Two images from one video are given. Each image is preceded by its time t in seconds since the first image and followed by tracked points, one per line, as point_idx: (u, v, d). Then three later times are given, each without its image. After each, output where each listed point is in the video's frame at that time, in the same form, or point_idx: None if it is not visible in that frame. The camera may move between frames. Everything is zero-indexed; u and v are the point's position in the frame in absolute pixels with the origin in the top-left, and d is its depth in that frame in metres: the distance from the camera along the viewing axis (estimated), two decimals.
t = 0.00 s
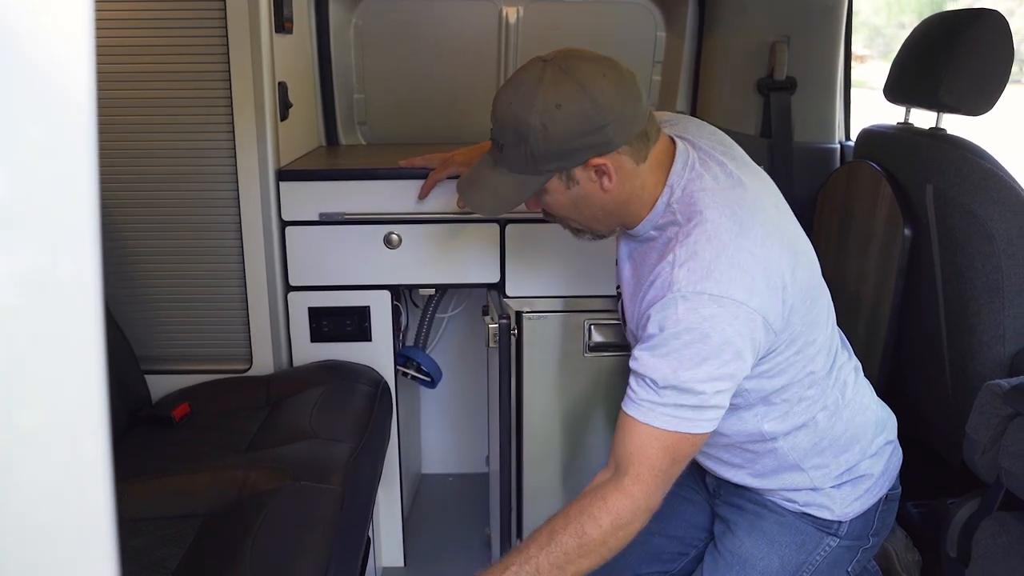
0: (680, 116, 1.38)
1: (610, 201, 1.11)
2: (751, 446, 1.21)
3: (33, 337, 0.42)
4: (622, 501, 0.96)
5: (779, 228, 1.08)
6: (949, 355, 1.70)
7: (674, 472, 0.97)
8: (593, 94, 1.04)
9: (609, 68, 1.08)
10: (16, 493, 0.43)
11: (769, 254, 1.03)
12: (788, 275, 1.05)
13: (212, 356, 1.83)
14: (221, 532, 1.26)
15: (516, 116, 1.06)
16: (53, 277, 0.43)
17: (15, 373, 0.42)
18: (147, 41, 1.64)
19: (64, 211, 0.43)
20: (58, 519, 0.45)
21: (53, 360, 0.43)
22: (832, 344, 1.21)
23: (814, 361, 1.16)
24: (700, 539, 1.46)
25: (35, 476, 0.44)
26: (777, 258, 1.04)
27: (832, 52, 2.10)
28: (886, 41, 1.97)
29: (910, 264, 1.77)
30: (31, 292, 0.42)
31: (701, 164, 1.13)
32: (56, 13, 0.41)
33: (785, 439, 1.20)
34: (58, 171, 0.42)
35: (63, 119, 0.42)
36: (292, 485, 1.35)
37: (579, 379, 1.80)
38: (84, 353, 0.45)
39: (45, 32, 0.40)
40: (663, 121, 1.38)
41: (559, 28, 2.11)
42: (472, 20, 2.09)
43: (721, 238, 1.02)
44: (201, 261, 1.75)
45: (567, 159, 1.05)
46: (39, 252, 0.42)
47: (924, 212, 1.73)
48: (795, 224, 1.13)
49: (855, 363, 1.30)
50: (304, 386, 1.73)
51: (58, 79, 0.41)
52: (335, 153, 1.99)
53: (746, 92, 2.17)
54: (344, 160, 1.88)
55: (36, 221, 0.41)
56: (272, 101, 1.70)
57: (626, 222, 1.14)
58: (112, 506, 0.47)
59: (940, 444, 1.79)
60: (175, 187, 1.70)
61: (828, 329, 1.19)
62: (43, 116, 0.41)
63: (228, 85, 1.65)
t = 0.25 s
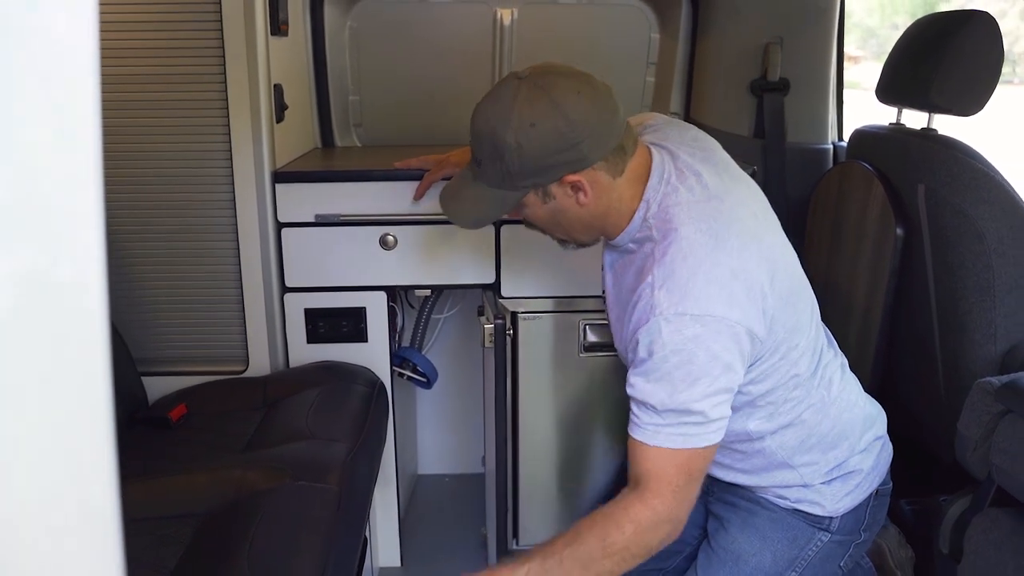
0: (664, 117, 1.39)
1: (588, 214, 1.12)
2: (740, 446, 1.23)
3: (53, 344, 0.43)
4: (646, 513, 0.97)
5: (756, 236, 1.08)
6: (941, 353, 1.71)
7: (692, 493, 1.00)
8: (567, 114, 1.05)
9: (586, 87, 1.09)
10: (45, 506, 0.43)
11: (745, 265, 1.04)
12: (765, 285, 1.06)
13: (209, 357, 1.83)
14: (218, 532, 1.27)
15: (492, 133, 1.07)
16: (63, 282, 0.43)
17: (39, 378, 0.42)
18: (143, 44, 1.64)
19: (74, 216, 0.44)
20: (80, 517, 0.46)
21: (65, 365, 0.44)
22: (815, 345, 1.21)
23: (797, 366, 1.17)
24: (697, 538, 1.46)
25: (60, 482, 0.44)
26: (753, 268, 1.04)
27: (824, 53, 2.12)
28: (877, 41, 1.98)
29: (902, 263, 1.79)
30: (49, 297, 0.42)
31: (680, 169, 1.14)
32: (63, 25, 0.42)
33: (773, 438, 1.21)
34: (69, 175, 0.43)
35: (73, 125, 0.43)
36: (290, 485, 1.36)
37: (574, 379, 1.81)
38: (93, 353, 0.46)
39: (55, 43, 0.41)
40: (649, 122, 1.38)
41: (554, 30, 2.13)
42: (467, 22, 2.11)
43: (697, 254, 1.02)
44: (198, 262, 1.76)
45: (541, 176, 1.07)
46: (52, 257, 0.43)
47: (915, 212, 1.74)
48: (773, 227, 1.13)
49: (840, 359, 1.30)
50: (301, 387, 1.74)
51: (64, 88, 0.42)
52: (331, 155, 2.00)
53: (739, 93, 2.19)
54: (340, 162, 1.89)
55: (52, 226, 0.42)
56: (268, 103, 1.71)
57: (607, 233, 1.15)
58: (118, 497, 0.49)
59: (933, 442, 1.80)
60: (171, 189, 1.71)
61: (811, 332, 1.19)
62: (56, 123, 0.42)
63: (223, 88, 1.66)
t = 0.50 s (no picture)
0: (649, 124, 1.40)
1: (563, 235, 1.13)
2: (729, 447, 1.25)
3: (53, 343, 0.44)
4: (567, 499, 1.03)
5: (720, 251, 1.07)
6: (934, 351, 1.72)
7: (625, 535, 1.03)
8: (539, 142, 1.06)
9: (557, 113, 1.09)
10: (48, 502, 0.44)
11: (705, 281, 1.03)
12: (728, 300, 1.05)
13: (206, 358, 1.84)
14: (215, 530, 1.28)
15: (465, 159, 1.08)
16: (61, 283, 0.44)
17: (39, 382, 0.43)
18: (137, 45, 1.65)
19: (70, 218, 0.44)
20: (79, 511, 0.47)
21: (64, 365, 0.45)
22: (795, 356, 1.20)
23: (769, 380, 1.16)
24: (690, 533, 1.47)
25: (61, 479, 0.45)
26: (715, 283, 1.04)
27: (817, 52, 2.13)
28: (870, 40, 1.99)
29: (895, 262, 1.80)
30: (47, 298, 0.43)
31: (652, 183, 1.14)
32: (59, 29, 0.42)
33: (760, 440, 1.22)
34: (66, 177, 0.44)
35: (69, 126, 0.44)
36: (287, 484, 1.36)
37: (569, 378, 1.82)
38: (90, 351, 0.47)
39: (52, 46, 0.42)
40: (634, 129, 1.39)
41: (548, 30, 2.13)
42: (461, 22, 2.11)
43: (651, 274, 1.02)
44: (193, 263, 1.77)
45: (515, 202, 1.07)
46: (51, 259, 0.43)
47: (908, 212, 1.76)
48: (746, 238, 1.12)
49: (829, 358, 1.31)
50: (297, 387, 1.74)
51: (59, 90, 0.43)
52: (326, 156, 2.01)
53: (733, 92, 2.19)
54: (335, 162, 1.90)
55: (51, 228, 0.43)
56: (263, 103, 1.71)
57: (581, 249, 1.17)
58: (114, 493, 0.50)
59: (926, 439, 1.81)
60: (167, 190, 1.72)
61: (789, 342, 1.18)
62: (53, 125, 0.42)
63: (218, 89, 1.67)
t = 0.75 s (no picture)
0: (640, 125, 1.41)
1: (538, 242, 1.19)
2: (710, 444, 1.27)
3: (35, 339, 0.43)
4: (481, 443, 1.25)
5: (663, 270, 1.10)
6: (933, 350, 1.72)
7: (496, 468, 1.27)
8: (513, 153, 1.10)
9: (530, 124, 1.13)
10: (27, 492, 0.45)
11: (633, 301, 1.08)
12: (658, 318, 1.10)
13: (206, 357, 1.84)
14: (214, 529, 1.28)
15: (443, 172, 1.12)
16: (50, 279, 0.43)
17: (21, 378, 0.43)
18: (137, 45, 1.65)
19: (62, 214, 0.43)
20: (69, 512, 0.47)
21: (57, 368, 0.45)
22: (767, 363, 1.21)
23: (725, 387, 1.19)
24: (688, 531, 1.48)
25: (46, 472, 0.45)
26: (644, 302, 1.09)
27: (815, 52, 2.13)
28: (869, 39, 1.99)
29: (894, 260, 1.80)
30: (28, 293, 0.43)
31: (620, 191, 1.16)
32: (50, 20, 0.41)
33: (746, 435, 1.24)
34: (57, 171, 0.43)
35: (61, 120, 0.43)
36: (287, 483, 1.37)
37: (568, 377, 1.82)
38: (87, 354, 0.45)
39: (39, 38, 0.41)
40: (623, 131, 1.40)
41: (547, 30, 2.13)
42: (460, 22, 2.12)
43: (580, 288, 1.08)
44: (194, 263, 1.77)
45: (491, 212, 1.12)
46: (36, 254, 0.43)
47: (907, 211, 1.76)
48: (705, 252, 1.14)
49: (818, 354, 1.31)
50: (297, 386, 1.75)
51: (51, 83, 0.42)
52: (326, 156, 2.01)
53: (731, 92, 2.20)
54: (335, 163, 1.91)
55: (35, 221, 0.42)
56: (263, 104, 1.72)
57: (557, 254, 1.23)
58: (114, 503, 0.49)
59: (925, 438, 1.81)
60: (167, 190, 1.72)
61: (753, 348, 1.20)
62: (39, 119, 0.42)
63: (218, 89, 1.67)
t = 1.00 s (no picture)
0: (633, 127, 1.41)
1: (525, 245, 1.20)
2: (706, 441, 1.27)
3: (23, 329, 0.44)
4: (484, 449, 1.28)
5: (649, 270, 1.11)
6: (941, 350, 1.71)
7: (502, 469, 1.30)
8: (498, 159, 1.11)
9: (515, 129, 1.14)
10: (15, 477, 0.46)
11: (619, 301, 1.09)
12: (644, 319, 1.10)
13: (214, 356, 1.85)
14: (219, 527, 1.28)
15: (429, 178, 1.14)
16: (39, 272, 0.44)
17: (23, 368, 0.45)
18: (146, 45, 1.66)
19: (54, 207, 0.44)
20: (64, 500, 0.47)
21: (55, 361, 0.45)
22: (756, 360, 1.21)
23: (714, 385, 1.20)
24: (691, 528, 1.48)
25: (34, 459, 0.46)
26: (630, 302, 1.09)
27: (824, 52, 2.13)
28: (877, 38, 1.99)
29: (901, 261, 1.79)
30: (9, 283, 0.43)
31: (607, 192, 1.17)
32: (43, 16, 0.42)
33: (739, 432, 1.24)
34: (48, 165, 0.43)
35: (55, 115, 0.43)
36: (293, 481, 1.37)
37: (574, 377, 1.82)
38: (84, 348, 0.46)
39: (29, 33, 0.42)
40: (616, 133, 1.41)
41: (555, 31, 2.14)
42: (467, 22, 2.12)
43: (567, 289, 1.09)
44: (202, 262, 1.78)
45: (478, 217, 1.13)
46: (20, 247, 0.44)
47: (914, 211, 1.76)
48: (694, 250, 1.14)
49: (812, 349, 1.31)
50: (303, 385, 1.76)
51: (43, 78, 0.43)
52: (333, 156, 2.02)
53: (739, 93, 2.19)
54: (342, 162, 1.91)
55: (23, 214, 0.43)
56: (270, 104, 1.72)
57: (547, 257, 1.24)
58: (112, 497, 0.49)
59: (932, 439, 1.80)
60: (175, 189, 1.73)
61: (742, 346, 1.20)
62: (28, 113, 0.43)
63: (226, 89, 1.68)
